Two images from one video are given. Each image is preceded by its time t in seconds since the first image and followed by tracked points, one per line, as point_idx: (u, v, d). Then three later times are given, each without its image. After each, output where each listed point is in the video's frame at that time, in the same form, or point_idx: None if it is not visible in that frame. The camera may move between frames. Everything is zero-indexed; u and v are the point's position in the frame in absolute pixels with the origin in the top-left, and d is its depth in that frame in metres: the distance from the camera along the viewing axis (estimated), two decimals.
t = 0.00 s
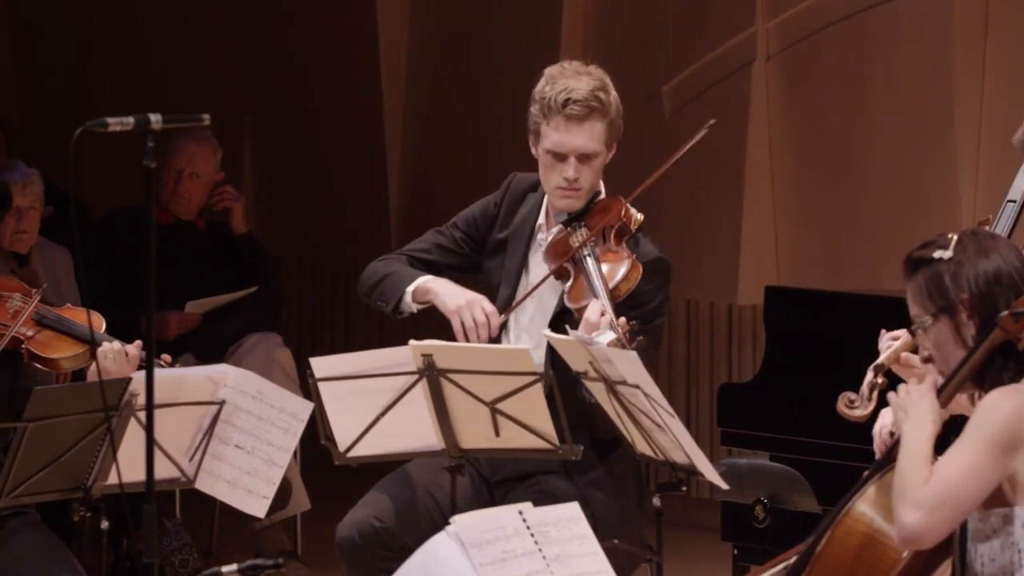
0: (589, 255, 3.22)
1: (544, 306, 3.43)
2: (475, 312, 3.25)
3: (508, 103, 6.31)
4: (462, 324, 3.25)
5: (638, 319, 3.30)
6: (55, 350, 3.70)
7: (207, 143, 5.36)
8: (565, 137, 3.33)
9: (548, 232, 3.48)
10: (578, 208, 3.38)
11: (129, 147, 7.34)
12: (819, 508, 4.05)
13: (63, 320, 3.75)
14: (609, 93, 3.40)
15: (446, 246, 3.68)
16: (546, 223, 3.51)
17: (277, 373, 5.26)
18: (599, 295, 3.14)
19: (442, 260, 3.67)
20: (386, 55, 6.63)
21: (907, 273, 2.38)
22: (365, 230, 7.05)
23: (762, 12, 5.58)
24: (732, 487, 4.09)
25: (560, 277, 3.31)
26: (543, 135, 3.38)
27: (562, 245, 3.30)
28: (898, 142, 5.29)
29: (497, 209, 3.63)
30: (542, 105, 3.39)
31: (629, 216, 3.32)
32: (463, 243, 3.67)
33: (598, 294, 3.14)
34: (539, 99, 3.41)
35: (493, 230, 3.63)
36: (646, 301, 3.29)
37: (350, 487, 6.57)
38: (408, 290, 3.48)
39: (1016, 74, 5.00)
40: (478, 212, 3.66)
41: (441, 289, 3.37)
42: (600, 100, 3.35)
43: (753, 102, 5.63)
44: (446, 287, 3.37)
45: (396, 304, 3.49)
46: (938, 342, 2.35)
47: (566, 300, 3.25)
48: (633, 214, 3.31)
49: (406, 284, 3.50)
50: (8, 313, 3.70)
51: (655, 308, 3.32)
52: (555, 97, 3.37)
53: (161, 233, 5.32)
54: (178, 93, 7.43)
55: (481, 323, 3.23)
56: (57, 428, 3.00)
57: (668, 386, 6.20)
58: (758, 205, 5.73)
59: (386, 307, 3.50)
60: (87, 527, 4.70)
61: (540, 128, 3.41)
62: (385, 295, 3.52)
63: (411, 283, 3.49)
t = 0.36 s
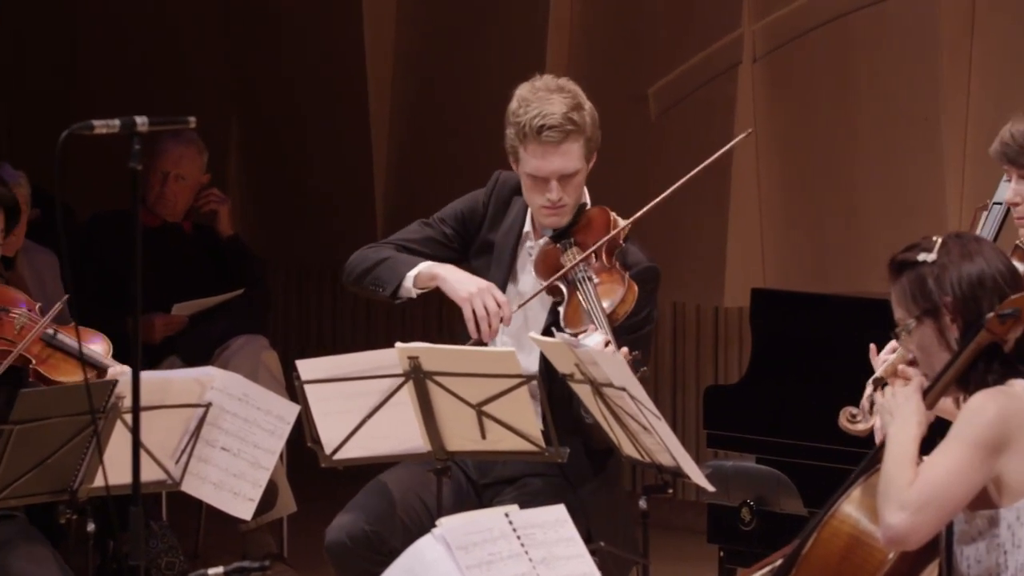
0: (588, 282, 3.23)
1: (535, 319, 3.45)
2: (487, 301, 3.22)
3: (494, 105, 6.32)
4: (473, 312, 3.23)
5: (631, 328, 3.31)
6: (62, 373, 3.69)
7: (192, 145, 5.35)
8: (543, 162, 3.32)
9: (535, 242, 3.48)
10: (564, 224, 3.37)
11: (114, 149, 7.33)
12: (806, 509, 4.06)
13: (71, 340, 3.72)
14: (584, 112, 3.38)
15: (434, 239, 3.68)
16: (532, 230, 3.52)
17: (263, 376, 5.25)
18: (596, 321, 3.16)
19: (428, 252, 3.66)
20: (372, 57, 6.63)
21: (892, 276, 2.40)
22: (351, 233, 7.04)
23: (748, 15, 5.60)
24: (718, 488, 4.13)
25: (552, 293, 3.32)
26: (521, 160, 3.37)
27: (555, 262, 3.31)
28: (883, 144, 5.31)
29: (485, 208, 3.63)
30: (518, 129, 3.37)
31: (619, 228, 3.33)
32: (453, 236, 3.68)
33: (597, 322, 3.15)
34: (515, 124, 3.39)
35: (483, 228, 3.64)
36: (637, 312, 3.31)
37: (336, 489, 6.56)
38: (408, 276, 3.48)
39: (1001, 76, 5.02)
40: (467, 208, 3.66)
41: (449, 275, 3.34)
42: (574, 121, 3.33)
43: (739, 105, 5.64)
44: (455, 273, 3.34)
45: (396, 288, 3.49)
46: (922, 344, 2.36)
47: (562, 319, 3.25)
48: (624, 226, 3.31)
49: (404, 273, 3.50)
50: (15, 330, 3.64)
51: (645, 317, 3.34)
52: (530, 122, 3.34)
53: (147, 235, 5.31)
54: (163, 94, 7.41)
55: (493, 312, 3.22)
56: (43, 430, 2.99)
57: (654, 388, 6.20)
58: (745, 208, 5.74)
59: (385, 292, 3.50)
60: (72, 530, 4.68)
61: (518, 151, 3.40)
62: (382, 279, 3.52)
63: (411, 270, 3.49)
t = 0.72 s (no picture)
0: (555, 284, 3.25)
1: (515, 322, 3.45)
2: (496, 286, 3.20)
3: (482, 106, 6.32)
4: (483, 300, 3.19)
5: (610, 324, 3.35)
6: (63, 375, 3.76)
7: (180, 147, 5.34)
8: (505, 168, 3.33)
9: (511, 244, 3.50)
10: (535, 225, 3.40)
11: (101, 151, 7.31)
12: (793, 511, 4.06)
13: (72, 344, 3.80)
14: (544, 115, 3.39)
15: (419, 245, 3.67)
16: (508, 233, 3.54)
17: (251, 378, 5.24)
18: (566, 322, 3.19)
19: (418, 257, 3.64)
20: (360, 58, 6.64)
21: (878, 278, 2.40)
22: (339, 234, 7.04)
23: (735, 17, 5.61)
24: (707, 490, 4.15)
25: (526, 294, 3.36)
26: (485, 167, 3.39)
27: (524, 265, 3.35)
28: (870, 145, 5.33)
29: (464, 211, 3.66)
30: (479, 137, 3.39)
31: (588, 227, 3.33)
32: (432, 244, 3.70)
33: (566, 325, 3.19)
34: (477, 131, 3.40)
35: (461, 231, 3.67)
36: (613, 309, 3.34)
37: (324, 491, 6.56)
38: (408, 277, 3.49)
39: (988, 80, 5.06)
40: (447, 212, 3.69)
41: (451, 269, 3.32)
42: (533, 126, 3.33)
43: (726, 107, 5.66)
44: (455, 266, 3.33)
45: (397, 293, 3.50)
46: (908, 347, 2.37)
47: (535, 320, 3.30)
48: (591, 224, 3.32)
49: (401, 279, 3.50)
50: (17, 332, 3.71)
51: (623, 312, 3.37)
52: (489, 130, 3.35)
53: (134, 237, 5.30)
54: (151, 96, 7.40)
55: (502, 296, 3.19)
56: (30, 432, 2.99)
57: (641, 390, 6.21)
58: (732, 211, 5.76)
59: (386, 297, 3.51)
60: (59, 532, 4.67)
61: (482, 159, 3.41)
62: (381, 285, 3.53)
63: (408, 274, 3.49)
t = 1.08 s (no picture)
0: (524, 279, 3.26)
1: (492, 323, 3.49)
2: (449, 303, 3.26)
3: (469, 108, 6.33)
4: (438, 318, 3.26)
5: (585, 319, 3.41)
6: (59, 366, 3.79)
7: (166, 148, 5.32)
8: (474, 165, 3.36)
9: (484, 245, 3.52)
10: (507, 223, 3.42)
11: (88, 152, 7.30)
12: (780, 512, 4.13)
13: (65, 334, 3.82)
14: (512, 110, 3.40)
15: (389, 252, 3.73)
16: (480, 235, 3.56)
17: (238, 379, 5.24)
18: (533, 318, 3.18)
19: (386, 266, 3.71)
20: (346, 60, 6.64)
21: (865, 280, 2.41)
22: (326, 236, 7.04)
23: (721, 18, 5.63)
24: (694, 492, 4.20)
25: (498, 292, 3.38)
26: (455, 166, 3.41)
27: (496, 262, 3.38)
28: (857, 147, 5.34)
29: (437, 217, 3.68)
30: (448, 135, 3.41)
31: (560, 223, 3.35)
32: (405, 249, 3.73)
33: (534, 318, 3.18)
34: (445, 130, 3.43)
35: (432, 236, 3.69)
36: (586, 304, 3.39)
37: (311, 493, 6.55)
38: (368, 294, 3.53)
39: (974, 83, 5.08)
40: (419, 218, 3.71)
41: (406, 285, 3.38)
42: (500, 121, 3.35)
43: (713, 109, 5.67)
44: (412, 283, 3.38)
45: (356, 308, 3.54)
46: (894, 349, 2.37)
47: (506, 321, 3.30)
48: (562, 220, 3.34)
49: (362, 296, 3.54)
50: (9, 327, 3.74)
51: (597, 308, 3.42)
52: (457, 127, 3.38)
53: (121, 238, 5.30)
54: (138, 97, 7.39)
55: (456, 313, 3.25)
56: (17, 434, 2.98)
57: (629, 392, 6.22)
58: (719, 213, 5.77)
59: (346, 312, 3.55)
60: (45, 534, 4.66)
61: (451, 158, 3.44)
62: (342, 299, 3.57)
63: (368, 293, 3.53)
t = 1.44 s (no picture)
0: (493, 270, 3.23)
1: (468, 319, 3.50)
2: (389, 325, 3.29)
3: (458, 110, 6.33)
4: (378, 338, 3.28)
5: (559, 316, 3.40)
6: (29, 361, 3.78)
7: (155, 150, 5.32)
8: (446, 158, 3.34)
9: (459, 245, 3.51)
10: (481, 219, 3.40)
11: (77, 153, 7.29)
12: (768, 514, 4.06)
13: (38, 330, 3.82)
14: (483, 104, 3.40)
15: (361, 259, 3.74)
16: (456, 236, 3.54)
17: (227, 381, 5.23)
18: (497, 301, 3.17)
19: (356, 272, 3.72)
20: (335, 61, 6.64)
21: (856, 281, 2.42)
22: (314, 237, 7.03)
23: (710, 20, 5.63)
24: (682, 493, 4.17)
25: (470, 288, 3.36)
26: (427, 161, 3.40)
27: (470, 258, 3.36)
28: (846, 149, 5.35)
29: (412, 222, 3.67)
30: (418, 131, 3.40)
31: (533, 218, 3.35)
32: (379, 256, 3.74)
33: (498, 302, 3.16)
34: (416, 125, 3.41)
35: (407, 242, 3.69)
36: (559, 300, 3.39)
37: (300, 495, 6.54)
38: (321, 308, 3.52)
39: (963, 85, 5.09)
40: (393, 224, 3.71)
41: (355, 305, 3.40)
42: (471, 114, 3.34)
43: (702, 111, 5.68)
44: (359, 302, 3.40)
45: (310, 319, 3.53)
46: (884, 349, 2.38)
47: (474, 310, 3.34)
48: (534, 214, 3.34)
49: (315, 305, 3.54)
50: None
51: (569, 306, 3.41)
52: (428, 122, 3.37)
53: (110, 239, 5.29)
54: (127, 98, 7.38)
55: (396, 334, 3.28)
56: (6, 435, 2.98)
57: (617, 393, 6.23)
58: (708, 214, 5.78)
59: (300, 322, 3.55)
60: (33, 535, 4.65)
61: (423, 154, 3.42)
62: (298, 310, 3.57)
63: (320, 303, 3.53)
